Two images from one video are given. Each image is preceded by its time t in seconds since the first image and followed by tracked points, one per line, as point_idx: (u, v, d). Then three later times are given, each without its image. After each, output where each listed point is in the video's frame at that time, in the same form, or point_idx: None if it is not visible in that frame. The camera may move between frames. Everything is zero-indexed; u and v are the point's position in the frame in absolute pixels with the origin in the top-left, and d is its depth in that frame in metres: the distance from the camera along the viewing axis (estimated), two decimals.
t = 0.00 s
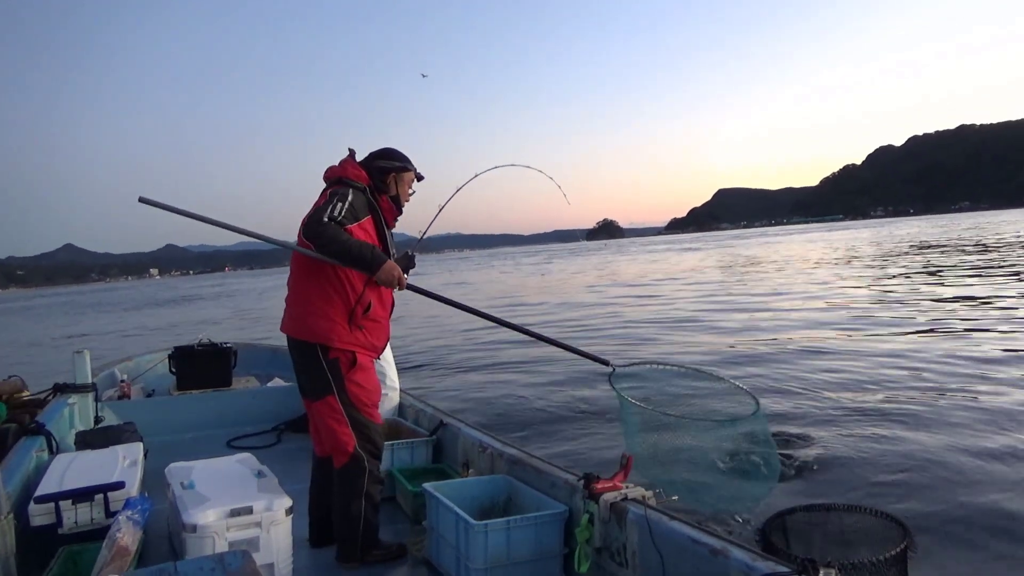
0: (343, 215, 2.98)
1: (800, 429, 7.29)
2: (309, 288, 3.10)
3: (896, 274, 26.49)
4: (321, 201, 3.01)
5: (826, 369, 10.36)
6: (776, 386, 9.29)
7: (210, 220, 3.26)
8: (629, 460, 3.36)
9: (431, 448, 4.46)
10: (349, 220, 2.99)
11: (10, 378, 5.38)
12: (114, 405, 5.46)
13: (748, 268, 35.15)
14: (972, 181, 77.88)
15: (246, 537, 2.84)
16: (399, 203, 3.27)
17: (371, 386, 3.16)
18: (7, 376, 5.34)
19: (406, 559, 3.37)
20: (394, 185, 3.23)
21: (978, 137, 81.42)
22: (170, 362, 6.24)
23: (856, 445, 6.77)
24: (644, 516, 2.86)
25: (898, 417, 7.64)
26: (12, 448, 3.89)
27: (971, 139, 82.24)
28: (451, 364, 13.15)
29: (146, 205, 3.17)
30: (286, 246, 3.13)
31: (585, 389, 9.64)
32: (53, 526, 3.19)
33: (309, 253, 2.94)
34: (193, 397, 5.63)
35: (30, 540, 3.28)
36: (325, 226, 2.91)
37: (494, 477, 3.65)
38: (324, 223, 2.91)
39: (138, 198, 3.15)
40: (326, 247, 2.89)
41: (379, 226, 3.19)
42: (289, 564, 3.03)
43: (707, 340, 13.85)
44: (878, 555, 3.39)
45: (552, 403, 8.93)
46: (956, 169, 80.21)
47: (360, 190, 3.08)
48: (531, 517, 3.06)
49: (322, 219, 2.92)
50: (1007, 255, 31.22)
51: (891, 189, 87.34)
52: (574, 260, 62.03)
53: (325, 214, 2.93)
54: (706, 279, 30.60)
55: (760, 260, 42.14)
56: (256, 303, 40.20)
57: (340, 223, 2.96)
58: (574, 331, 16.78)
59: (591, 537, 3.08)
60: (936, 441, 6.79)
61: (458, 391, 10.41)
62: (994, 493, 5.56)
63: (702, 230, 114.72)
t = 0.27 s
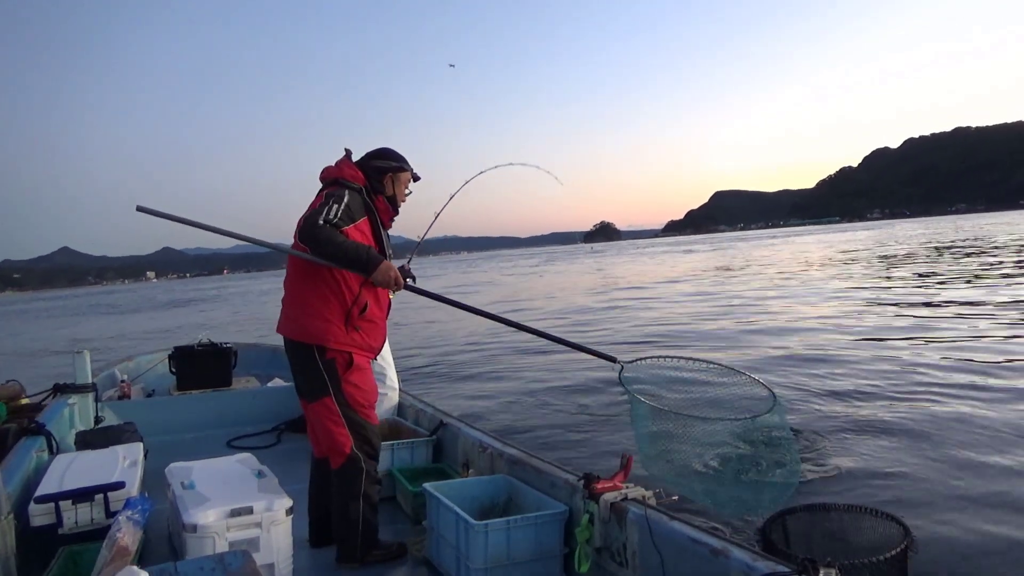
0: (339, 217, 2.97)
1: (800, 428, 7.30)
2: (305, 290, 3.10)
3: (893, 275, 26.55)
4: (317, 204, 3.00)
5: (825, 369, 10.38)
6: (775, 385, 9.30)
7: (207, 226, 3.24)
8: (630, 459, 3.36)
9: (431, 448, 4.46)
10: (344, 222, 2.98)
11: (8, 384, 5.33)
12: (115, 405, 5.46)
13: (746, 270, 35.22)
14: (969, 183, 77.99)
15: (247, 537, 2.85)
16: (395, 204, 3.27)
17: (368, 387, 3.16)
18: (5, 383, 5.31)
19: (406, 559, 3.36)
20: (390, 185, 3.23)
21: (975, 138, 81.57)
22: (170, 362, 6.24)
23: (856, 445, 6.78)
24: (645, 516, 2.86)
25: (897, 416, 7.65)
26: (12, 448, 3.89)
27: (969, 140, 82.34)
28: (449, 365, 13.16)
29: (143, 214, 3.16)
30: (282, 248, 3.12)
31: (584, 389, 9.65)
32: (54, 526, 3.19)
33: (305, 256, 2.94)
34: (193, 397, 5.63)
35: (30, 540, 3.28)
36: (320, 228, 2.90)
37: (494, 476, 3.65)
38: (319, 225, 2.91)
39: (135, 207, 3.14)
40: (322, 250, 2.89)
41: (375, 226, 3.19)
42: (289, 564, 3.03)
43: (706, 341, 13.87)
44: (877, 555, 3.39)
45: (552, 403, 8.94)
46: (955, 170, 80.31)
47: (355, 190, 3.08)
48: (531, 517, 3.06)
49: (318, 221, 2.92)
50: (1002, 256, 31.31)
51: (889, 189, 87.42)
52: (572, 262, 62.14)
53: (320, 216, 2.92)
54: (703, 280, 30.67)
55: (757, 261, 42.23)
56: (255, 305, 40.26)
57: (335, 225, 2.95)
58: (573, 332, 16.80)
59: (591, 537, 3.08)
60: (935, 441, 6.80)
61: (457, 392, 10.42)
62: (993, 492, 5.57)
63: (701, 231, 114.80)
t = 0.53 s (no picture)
0: (335, 220, 2.96)
1: (799, 427, 7.30)
2: (304, 293, 3.10)
3: (891, 273, 26.55)
4: (313, 207, 2.98)
5: (824, 367, 10.38)
6: (774, 384, 9.30)
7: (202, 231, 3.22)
8: (629, 459, 3.36)
9: (431, 448, 4.46)
10: (341, 224, 2.98)
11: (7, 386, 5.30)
12: (115, 406, 5.46)
13: (743, 268, 35.29)
14: (965, 181, 78.11)
15: (247, 538, 2.85)
16: (391, 203, 3.27)
17: (369, 388, 3.16)
18: (4, 384, 5.28)
19: (406, 560, 3.37)
20: (386, 184, 3.23)
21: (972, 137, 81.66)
22: (170, 362, 6.24)
23: (855, 444, 6.78)
24: (645, 516, 2.86)
25: (897, 416, 7.65)
26: (12, 448, 3.90)
27: (967, 138, 82.39)
28: (447, 364, 13.17)
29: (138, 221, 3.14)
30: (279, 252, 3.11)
31: (583, 388, 9.65)
32: (54, 527, 3.19)
33: (302, 261, 2.93)
34: (193, 397, 5.63)
35: (30, 540, 3.28)
36: (317, 233, 2.89)
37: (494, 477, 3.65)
38: (316, 229, 2.90)
39: (130, 215, 3.12)
40: (319, 253, 2.88)
41: (372, 227, 3.18)
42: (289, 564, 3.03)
43: (704, 339, 13.87)
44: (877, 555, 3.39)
45: (551, 402, 8.94)
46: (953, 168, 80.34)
47: (351, 191, 3.07)
48: (532, 517, 3.06)
49: (315, 225, 2.90)
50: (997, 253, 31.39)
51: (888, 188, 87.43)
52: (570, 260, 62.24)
53: (317, 220, 2.91)
54: (702, 279, 30.67)
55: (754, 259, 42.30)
56: (253, 305, 40.28)
57: (332, 229, 2.94)
58: (571, 332, 16.80)
59: (591, 537, 3.08)
60: (934, 440, 6.80)
61: (456, 391, 10.42)
62: (993, 492, 5.57)
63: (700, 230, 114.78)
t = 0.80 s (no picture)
0: (339, 222, 2.95)
1: (799, 427, 7.30)
2: (306, 295, 3.09)
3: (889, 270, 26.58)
4: (314, 208, 2.97)
5: (823, 366, 10.39)
6: (774, 383, 9.29)
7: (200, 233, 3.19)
8: (629, 459, 3.36)
9: (431, 448, 4.46)
10: (344, 225, 2.97)
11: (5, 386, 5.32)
12: (115, 406, 5.46)
13: (742, 265, 35.33)
14: (964, 178, 78.18)
15: (247, 538, 2.85)
16: (389, 201, 3.27)
17: (372, 388, 3.17)
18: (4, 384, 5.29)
19: (406, 559, 3.37)
20: (384, 182, 3.23)
21: (971, 135, 81.71)
22: (170, 362, 6.24)
23: (855, 444, 6.78)
24: (645, 515, 2.86)
25: (896, 415, 7.66)
26: (12, 448, 3.90)
27: (966, 137, 82.43)
28: (446, 363, 13.18)
29: (139, 223, 3.11)
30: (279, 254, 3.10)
31: (582, 388, 9.64)
32: (54, 527, 3.19)
33: (306, 264, 2.92)
34: (193, 397, 5.63)
35: (30, 540, 3.28)
36: (322, 236, 2.88)
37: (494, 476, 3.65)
38: (319, 232, 2.89)
39: (130, 216, 3.09)
40: (324, 257, 2.88)
41: (373, 226, 3.18)
42: (289, 563, 3.03)
43: (703, 338, 13.88)
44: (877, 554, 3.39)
45: (550, 401, 8.94)
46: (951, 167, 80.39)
47: (353, 191, 3.06)
48: (531, 517, 3.06)
49: (319, 228, 2.90)
50: (996, 250, 31.44)
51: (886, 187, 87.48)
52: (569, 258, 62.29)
53: (320, 222, 2.90)
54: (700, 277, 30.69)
55: (753, 257, 42.34)
56: (253, 301, 40.32)
57: (336, 231, 2.93)
58: (571, 330, 16.79)
59: (591, 537, 3.08)
60: (933, 440, 6.80)
61: (455, 391, 10.43)
62: (994, 492, 5.57)
63: (699, 229, 114.85)
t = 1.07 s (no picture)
0: (350, 224, 2.95)
1: (798, 426, 7.31)
2: (313, 296, 3.08)
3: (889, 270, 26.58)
4: (324, 209, 2.96)
5: (822, 366, 10.39)
6: (774, 382, 9.29)
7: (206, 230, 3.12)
8: (629, 459, 3.36)
9: (431, 448, 4.46)
10: (354, 228, 2.97)
11: (5, 382, 5.40)
12: (115, 406, 5.46)
13: (741, 263, 35.36)
14: (963, 177, 78.24)
15: (247, 538, 2.85)
16: (394, 202, 3.28)
17: (377, 389, 3.17)
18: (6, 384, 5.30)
19: (406, 559, 3.37)
20: (390, 183, 3.23)
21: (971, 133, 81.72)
22: (170, 362, 6.24)
23: (855, 444, 6.78)
24: (645, 515, 2.86)
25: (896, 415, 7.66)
26: (12, 448, 3.90)
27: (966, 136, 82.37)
28: (447, 362, 13.19)
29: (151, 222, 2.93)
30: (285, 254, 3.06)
31: (582, 386, 9.64)
32: (54, 527, 3.20)
33: (317, 267, 2.92)
34: (193, 397, 5.63)
35: (30, 540, 3.28)
36: (335, 239, 2.88)
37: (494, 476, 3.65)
38: (331, 235, 2.88)
39: (142, 214, 2.90)
40: (337, 262, 2.88)
41: (380, 228, 3.18)
42: (289, 564, 3.03)
43: (703, 337, 13.88)
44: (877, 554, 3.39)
45: (549, 401, 8.93)
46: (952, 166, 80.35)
47: (361, 192, 3.05)
48: (531, 517, 3.06)
49: (331, 231, 2.89)
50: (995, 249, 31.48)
51: (886, 185, 87.44)
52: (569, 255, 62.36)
53: (332, 225, 2.89)
54: (700, 275, 30.68)
55: (752, 254, 42.38)
56: (254, 298, 40.39)
57: (348, 234, 2.93)
58: (571, 328, 16.79)
59: (591, 537, 3.08)
60: (933, 441, 6.80)
61: (455, 390, 10.43)
62: (993, 492, 5.58)
63: (699, 227, 114.83)
